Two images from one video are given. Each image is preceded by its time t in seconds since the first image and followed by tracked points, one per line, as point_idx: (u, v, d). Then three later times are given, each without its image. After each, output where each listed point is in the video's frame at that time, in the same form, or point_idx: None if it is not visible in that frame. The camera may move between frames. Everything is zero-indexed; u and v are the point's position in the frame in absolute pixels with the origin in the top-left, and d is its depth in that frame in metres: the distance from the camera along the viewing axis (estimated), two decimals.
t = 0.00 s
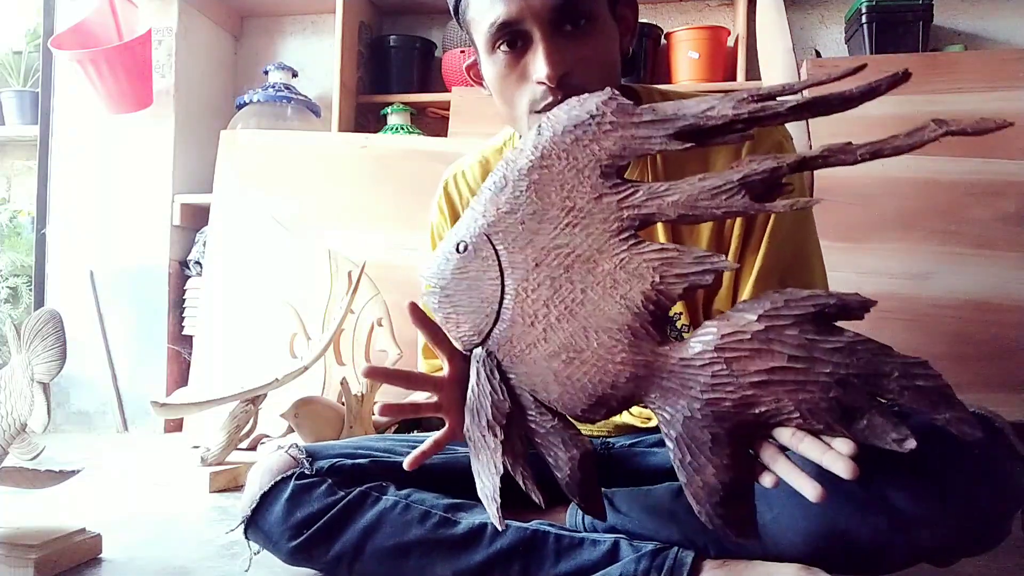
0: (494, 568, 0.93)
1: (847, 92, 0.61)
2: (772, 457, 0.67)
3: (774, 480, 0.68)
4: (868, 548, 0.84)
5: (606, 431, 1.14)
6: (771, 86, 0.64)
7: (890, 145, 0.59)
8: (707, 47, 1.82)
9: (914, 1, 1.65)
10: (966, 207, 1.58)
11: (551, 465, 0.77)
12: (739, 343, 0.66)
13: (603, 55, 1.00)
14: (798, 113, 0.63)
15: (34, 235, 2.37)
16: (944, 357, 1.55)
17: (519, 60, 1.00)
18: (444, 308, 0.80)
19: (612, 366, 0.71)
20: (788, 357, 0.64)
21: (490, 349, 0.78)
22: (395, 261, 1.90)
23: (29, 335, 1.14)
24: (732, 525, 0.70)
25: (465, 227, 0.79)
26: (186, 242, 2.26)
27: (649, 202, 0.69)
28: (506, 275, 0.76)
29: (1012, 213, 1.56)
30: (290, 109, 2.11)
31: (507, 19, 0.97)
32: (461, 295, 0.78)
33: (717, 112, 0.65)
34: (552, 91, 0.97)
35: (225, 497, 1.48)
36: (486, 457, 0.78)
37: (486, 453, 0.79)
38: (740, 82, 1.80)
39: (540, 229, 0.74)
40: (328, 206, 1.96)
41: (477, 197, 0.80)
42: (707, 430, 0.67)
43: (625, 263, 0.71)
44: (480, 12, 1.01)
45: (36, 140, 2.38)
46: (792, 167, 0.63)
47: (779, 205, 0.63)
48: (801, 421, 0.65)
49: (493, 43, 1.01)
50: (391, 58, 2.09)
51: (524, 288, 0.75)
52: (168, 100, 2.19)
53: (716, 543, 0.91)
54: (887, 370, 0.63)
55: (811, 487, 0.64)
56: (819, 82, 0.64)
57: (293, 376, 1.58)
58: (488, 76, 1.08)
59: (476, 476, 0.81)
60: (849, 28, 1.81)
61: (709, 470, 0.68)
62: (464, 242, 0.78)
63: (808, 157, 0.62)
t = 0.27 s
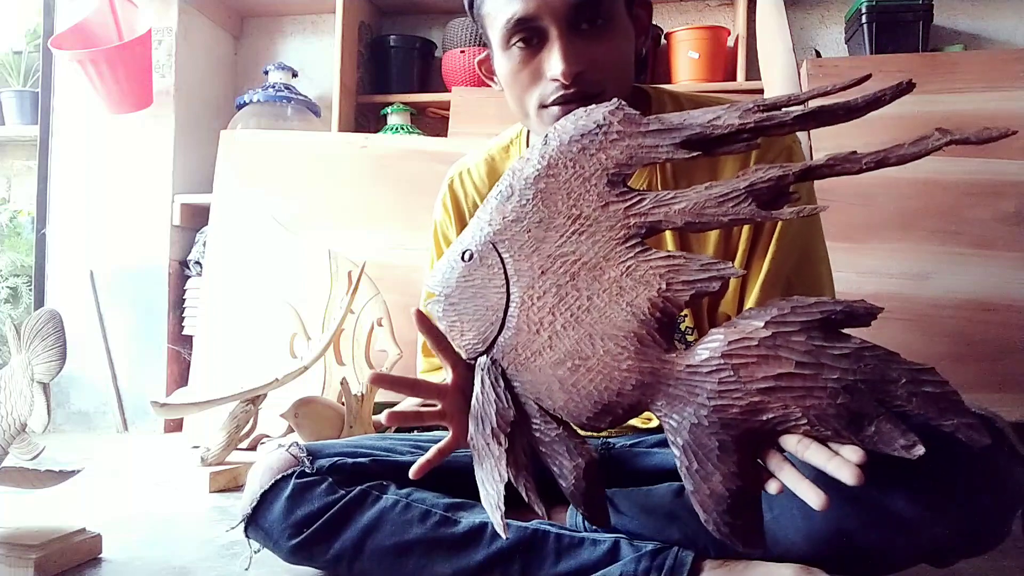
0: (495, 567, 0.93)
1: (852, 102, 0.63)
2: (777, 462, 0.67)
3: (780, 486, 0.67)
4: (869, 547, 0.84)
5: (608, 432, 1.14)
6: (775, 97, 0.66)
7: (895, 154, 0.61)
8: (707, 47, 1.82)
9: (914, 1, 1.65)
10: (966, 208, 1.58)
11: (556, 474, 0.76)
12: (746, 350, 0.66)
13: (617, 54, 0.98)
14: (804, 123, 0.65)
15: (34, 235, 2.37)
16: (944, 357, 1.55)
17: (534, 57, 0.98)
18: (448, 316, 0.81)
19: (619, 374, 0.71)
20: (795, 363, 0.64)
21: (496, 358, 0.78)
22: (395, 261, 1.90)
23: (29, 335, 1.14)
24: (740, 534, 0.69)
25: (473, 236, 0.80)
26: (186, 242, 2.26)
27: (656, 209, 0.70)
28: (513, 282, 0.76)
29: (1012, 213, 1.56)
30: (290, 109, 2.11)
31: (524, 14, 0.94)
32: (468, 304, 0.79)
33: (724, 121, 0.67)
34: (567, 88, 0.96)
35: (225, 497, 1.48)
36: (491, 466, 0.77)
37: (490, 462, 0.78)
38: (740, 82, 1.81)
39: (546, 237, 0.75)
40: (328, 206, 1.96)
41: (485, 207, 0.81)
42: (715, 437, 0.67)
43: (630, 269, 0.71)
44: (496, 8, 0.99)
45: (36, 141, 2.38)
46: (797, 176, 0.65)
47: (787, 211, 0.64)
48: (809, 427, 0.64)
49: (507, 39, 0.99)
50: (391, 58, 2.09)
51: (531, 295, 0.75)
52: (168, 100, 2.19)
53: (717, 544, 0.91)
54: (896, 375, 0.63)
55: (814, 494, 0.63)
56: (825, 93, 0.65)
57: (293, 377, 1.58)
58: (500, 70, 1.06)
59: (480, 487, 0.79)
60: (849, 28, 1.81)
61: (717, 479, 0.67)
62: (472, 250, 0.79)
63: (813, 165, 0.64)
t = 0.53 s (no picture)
0: (495, 566, 0.93)
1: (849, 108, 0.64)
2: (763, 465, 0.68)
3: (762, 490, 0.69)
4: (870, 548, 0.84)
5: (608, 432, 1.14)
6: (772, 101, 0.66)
7: (892, 161, 0.62)
8: (707, 47, 1.82)
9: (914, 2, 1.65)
10: (966, 208, 1.58)
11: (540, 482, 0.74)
12: (737, 356, 0.66)
13: (639, 55, 0.96)
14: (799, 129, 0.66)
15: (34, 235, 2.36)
16: (944, 356, 1.55)
17: (556, 54, 0.95)
18: (434, 316, 0.80)
19: (608, 378, 0.71)
20: (787, 371, 0.64)
21: (481, 360, 0.77)
22: (394, 261, 1.90)
23: (29, 335, 1.14)
24: (728, 545, 0.67)
25: (461, 236, 0.79)
26: (186, 242, 2.26)
27: (649, 212, 0.70)
28: (502, 283, 0.76)
29: (1012, 213, 1.56)
30: (290, 109, 2.11)
31: (549, 9, 0.92)
32: (455, 304, 0.78)
33: (720, 125, 0.67)
34: (586, 88, 0.93)
35: (225, 497, 1.48)
36: (476, 472, 0.77)
37: (474, 467, 0.77)
38: (740, 82, 1.81)
39: (537, 237, 0.75)
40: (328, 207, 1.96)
41: (473, 206, 0.80)
42: (705, 444, 0.67)
43: (622, 272, 0.72)
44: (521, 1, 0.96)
45: (36, 140, 2.38)
46: (793, 181, 0.66)
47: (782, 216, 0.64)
48: (799, 436, 0.64)
49: (529, 34, 0.96)
50: (391, 58, 2.09)
51: (520, 296, 0.75)
52: (168, 100, 2.19)
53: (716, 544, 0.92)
54: (889, 385, 0.62)
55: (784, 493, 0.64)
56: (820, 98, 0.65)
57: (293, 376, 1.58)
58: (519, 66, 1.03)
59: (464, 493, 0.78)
60: (848, 28, 1.81)
61: (706, 488, 0.67)
62: (460, 249, 0.79)
63: (809, 170, 0.65)
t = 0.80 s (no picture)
0: (495, 567, 0.93)
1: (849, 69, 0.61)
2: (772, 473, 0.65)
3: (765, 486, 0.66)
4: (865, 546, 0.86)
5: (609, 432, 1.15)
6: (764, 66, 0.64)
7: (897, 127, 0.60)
8: (707, 47, 1.82)
9: (914, 2, 1.65)
10: (966, 208, 1.58)
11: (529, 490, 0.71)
12: (743, 347, 0.63)
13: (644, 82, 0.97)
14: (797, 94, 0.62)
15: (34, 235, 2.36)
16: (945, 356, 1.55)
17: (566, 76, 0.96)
18: (400, 318, 0.76)
19: (598, 372, 0.67)
20: (797, 360, 0.61)
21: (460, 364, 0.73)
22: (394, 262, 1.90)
23: (29, 335, 1.14)
24: (741, 546, 0.65)
25: (428, 225, 0.75)
26: (185, 242, 2.26)
27: (635, 193, 0.67)
28: (479, 275, 0.72)
29: (1013, 213, 1.55)
30: (290, 109, 2.11)
31: (552, 39, 0.93)
32: (425, 304, 0.75)
33: (710, 92, 0.64)
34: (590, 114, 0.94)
35: (225, 497, 1.48)
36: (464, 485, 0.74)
37: (461, 480, 0.75)
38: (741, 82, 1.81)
39: (513, 225, 0.71)
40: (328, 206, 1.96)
41: (435, 193, 0.76)
42: (712, 444, 0.64)
43: (608, 259, 0.68)
44: (530, 25, 0.97)
45: (36, 140, 2.38)
46: (791, 150, 0.62)
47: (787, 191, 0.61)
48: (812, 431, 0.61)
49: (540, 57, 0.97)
50: (391, 58, 2.09)
51: (497, 291, 0.71)
52: (168, 100, 2.19)
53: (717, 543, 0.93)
54: (908, 370, 0.60)
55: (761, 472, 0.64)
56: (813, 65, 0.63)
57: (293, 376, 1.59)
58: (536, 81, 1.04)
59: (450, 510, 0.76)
60: (849, 28, 1.81)
61: (716, 489, 0.64)
62: (428, 240, 0.75)
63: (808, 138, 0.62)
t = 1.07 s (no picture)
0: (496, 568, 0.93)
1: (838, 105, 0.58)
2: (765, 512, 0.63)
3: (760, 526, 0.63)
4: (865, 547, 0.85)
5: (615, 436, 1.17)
6: (748, 98, 0.60)
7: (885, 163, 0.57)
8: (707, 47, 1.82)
9: (914, 2, 1.65)
10: (966, 208, 1.58)
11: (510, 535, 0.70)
12: (728, 393, 0.60)
13: (662, 81, 0.91)
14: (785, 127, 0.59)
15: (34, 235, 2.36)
16: (945, 357, 1.55)
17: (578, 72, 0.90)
18: (374, 358, 0.75)
19: (580, 418, 0.65)
20: (785, 406, 0.59)
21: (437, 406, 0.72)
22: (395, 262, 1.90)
23: (29, 335, 1.14)
24: None
25: (400, 264, 0.73)
26: (185, 242, 2.26)
27: (615, 230, 0.65)
28: (455, 316, 0.71)
29: (1013, 213, 1.55)
30: (290, 108, 2.11)
31: (569, 31, 0.86)
32: (399, 344, 0.73)
33: (691, 126, 0.61)
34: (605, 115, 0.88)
35: (225, 497, 1.48)
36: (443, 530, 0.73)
37: (439, 530, 0.73)
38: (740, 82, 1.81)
39: (489, 264, 0.69)
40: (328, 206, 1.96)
41: (408, 228, 0.74)
42: (699, 490, 0.62)
43: (588, 301, 0.66)
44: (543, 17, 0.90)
45: (36, 140, 2.38)
46: (777, 186, 0.60)
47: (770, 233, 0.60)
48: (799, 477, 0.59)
49: (551, 50, 0.90)
50: (391, 58, 2.09)
51: (474, 333, 0.70)
52: (167, 100, 2.19)
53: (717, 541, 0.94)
54: (893, 413, 0.57)
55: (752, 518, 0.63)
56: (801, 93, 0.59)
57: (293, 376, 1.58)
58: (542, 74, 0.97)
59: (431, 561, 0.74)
60: (849, 29, 1.81)
61: (703, 535, 0.62)
62: (401, 280, 0.73)
63: (796, 175, 0.59)
